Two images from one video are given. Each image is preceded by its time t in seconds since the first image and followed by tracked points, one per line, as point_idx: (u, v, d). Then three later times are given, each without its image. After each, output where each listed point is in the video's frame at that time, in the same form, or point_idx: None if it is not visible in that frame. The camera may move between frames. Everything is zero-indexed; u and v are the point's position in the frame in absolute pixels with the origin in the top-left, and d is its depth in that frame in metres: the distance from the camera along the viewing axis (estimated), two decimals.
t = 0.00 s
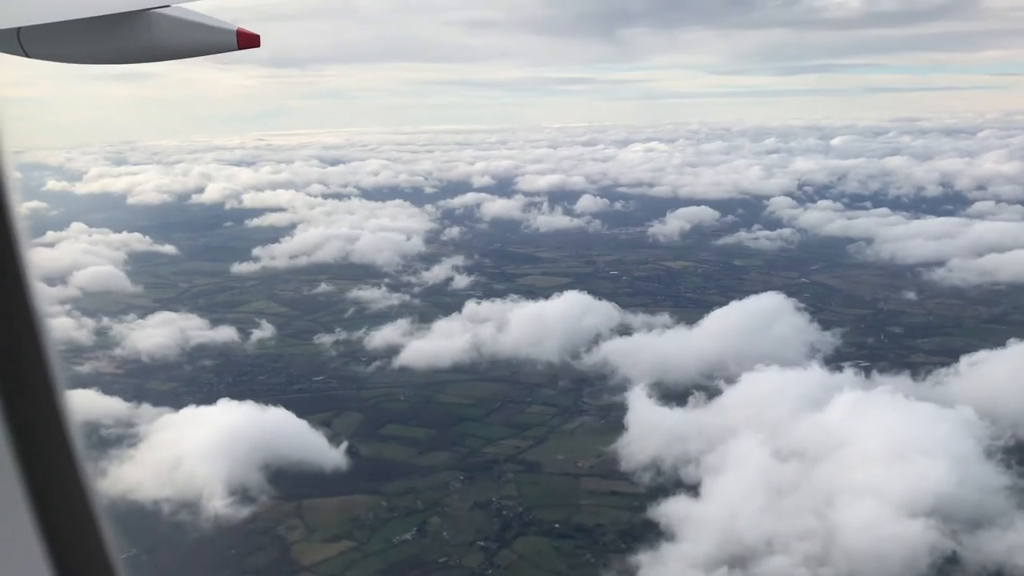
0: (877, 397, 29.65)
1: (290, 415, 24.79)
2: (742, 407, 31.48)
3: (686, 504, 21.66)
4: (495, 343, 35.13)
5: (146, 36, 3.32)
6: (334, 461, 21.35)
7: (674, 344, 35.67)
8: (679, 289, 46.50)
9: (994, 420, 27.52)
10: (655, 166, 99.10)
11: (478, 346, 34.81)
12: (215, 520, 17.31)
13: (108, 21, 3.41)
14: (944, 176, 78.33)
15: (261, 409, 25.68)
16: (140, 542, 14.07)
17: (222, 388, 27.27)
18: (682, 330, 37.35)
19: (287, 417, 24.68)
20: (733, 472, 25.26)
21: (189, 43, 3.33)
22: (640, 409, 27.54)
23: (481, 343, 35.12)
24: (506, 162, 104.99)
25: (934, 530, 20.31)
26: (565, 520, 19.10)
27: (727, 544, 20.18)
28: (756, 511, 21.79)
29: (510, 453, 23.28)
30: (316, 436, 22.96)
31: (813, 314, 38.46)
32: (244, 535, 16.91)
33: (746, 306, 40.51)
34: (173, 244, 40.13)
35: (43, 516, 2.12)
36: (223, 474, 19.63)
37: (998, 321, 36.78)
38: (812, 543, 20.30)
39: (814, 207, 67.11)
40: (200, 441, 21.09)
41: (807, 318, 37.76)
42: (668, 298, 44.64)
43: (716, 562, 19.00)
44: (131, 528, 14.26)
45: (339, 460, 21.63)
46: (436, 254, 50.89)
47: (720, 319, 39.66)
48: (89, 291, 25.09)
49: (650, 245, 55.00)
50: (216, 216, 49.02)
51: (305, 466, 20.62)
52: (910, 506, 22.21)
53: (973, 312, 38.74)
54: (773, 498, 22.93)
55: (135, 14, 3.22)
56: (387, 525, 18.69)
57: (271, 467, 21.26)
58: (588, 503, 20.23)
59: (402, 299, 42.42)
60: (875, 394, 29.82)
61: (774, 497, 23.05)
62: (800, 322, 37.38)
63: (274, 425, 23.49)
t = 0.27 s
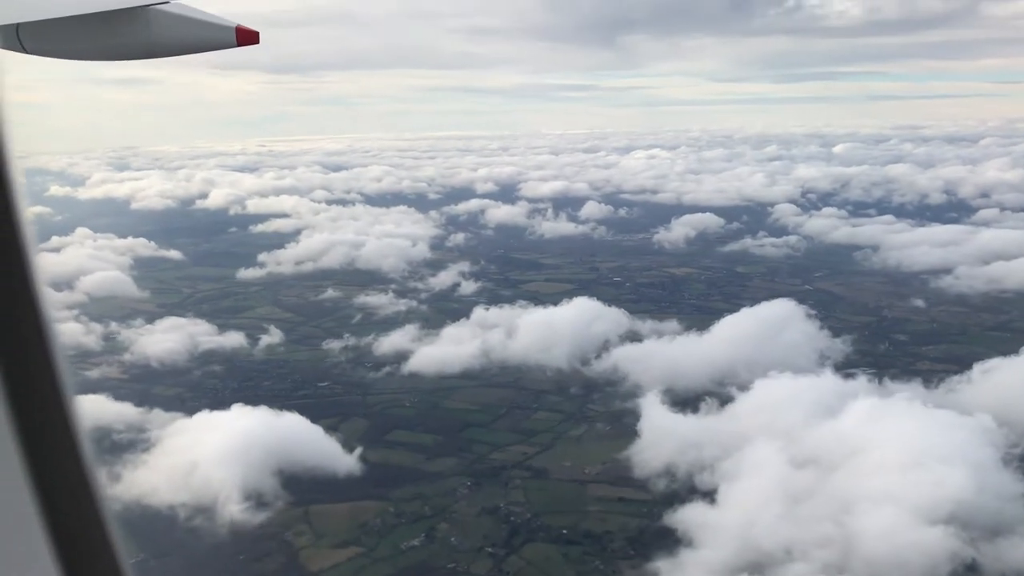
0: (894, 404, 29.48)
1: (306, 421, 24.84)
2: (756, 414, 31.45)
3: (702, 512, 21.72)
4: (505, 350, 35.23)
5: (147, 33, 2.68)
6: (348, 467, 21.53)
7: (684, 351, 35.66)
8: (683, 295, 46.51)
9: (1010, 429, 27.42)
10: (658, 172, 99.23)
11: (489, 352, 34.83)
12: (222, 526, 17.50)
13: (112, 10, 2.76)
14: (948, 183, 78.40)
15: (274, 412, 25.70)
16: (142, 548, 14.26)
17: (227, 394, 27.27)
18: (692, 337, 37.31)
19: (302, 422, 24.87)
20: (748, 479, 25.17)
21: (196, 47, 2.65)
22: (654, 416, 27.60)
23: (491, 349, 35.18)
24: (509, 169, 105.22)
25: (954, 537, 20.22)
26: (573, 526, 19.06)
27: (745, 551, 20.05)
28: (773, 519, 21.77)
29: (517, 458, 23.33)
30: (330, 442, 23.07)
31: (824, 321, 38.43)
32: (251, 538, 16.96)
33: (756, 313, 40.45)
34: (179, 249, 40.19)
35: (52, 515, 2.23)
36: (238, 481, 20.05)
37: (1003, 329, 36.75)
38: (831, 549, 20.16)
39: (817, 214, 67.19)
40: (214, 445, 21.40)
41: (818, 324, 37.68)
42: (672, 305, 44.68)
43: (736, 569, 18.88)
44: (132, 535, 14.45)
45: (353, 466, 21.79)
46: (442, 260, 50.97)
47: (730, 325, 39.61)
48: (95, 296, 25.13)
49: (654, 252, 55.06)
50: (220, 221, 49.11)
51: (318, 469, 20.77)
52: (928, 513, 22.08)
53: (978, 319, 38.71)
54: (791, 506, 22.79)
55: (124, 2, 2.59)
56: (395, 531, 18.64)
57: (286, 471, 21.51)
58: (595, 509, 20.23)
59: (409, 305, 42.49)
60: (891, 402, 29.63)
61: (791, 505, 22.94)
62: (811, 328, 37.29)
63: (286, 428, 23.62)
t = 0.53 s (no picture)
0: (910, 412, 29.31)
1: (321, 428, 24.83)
2: (767, 422, 31.41)
3: (718, 520, 21.70)
4: (514, 358, 35.31)
5: (142, 30, 2.98)
6: (362, 475, 21.57)
7: (693, 359, 35.63)
8: (685, 303, 46.56)
9: None
10: (660, 180, 99.46)
11: (497, 359, 34.83)
12: (232, 536, 17.58)
13: (110, 10, 3.06)
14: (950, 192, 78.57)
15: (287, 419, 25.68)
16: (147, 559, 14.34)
17: (231, 401, 27.26)
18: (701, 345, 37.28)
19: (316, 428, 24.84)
20: (764, 487, 25.10)
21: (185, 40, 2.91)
22: (666, 423, 27.57)
23: (500, 356, 35.22)
24: (511, 178, 105.45)
25: (973, 544, 20.05)
26: (581, 535, 19.06)
27: (762, 560, 19.99)
28: (791, 529, 21.71)
29: (523, 466, 23.34)
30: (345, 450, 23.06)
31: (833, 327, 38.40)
32: (258, 547, 16.96)
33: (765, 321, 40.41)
34: (182, 257, 40.25)
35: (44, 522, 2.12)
36: (252, 488, 20.15)
37: (1006, 337, 36.76)
38: (849, 557, 20.05)
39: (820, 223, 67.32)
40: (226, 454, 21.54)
41: (827, 332, 37.60)
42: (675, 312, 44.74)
43: None
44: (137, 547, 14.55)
45: (366, 474, 21.79)
46: (446, 268, 51.05)
47: (739, 334, 39.56)
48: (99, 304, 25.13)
49: (656, 260, 55.12)
50: (223, 229, 49.17)
51: (332, 479, 20.84)
52: (946, 520, 21.96)
53: (982, 327, 38.72)
54: (808, 516, 22.70)
55: (125, 3, 2.89)
56: (402, 538, 18.59)
57: (299, 479, 21.50)
58: (603, 517, 20.17)
59: (415, 312, 42.54)
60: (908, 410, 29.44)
61: (807, 514, 22.87)
62: (820, 336, 37.22)
63: (298, 435, 23.66)
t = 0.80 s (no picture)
0: (927, 421, 29.08)
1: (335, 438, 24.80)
2: (779, 431, 31.36)
3: (734, 529, 21.65)
4: (522, 367, 35.37)
5: (139, 29, 2.98)
6: (374, 484, 21.56)
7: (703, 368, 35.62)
8: (688, 312, 46.56)
9: None
10: (662, 189, 99.63)
11: (506, 368, 34.86)
12: (246, 545, 17.27)
13: (101, 10, 3.06)
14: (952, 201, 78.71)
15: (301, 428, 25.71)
16: (158, 567, 14.07)
17: (234, 410, 27.23)
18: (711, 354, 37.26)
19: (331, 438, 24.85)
20: (779, 496, 25.00)
21: (183, 38, 2.93)
22: (679, 432, 27.53)
23: (509, 365, 35.26)
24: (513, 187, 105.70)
25: (994, 551, 19.82)
26: (588, 544, 19.02)
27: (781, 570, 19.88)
28: (809, 541, 21.60)
29: (529, 475, 23.34)
30: (358, 460, 23.03)
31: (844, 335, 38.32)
32: (268, 557, 16.72)
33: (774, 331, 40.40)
34: (186, 266, 40.29)
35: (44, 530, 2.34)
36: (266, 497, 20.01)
37: (1009, 346, 36.72)
38: (869, 565, 19.87)
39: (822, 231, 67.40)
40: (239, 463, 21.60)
41: (837, 341, 37.59)
42: (678, 321, 44.78)
43: None
44: (149, 554, 14.26)
45: (378, 482, 21.81)
46: (450, 277, 51.09)
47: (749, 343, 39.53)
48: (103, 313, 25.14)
49: (659, 269, 55.15)
50: (226, 238, 49.21)
51: (344, 487, 20.83)
52: (966, 530, 21.78)
53: (987, 336, 38.71)
54: (826, 525, 22.54)
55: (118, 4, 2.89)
56: (408, 547, 18.50)
57: (311, 488, 21.33)
58: (611, 527, 20.07)
59: (421, 320, 42.57)
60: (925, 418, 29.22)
61: (825, 523, 22.72)
62: (830, 345, 37.21)
63: (311, 444, 23.71)
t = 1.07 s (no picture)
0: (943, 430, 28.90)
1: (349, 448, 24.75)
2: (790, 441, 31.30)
3: (750, 538, 21.60)
4: (533, 377, 35.47)
5: (136, 29, 2.93)
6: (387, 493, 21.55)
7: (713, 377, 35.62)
8: (693, 321, 46.56)
9: None
10: (664, 200, 99.86)
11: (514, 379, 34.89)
12: (263, 555, 17.31)
13: (101, 11, 3.02)
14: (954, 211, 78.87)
15: (313, 438, 25.73)
16: None
17: (238, 420, 27.18)
18: (721, 364, 37.26)
19: (343, 447, 24.92)
20: (794, 506, 24.91)
21: (179, 36, 2.88)
22: (693, 441, 27.49)
23: (519, 376, 35.34)
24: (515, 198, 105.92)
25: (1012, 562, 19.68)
26: (596, 554, 19.04)
27: None
28: (828, 551, 21.49)
29: (537, 485, 23.30)
30: (372, 470, 23.08)
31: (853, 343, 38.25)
32: (281, 565, 16.74)
33: (783, 342, 40.42)
34: (191, 276, 40.35)
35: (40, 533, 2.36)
36: (281, 506, 20.03)
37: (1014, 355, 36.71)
38: None
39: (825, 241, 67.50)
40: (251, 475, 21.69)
41: (846, 350, 37.58)
42: (681, 331, 44.79)
43: None
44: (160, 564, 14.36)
45: (392, 492, 21.83)
46: (455, 287, 51.14)
47: (758, 354, 39.55)
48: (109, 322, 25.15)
49: (662, 279, 55.19)
50: (229, 248, 49.27)
51: (358, 498, 20.94)
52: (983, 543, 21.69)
53: (992, 345, 38.73)
54: (841, 535, 22.42)
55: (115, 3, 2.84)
56: (417, 556, 18.42)
57: (325, 498, 21.42)
58: (620, 536, 19.98)
59: (427, 330, 42.64)
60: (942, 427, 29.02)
61: (842, 533, 22.61)
62: (839, 354, 37.21)
63: (325, 455, 23.83)
